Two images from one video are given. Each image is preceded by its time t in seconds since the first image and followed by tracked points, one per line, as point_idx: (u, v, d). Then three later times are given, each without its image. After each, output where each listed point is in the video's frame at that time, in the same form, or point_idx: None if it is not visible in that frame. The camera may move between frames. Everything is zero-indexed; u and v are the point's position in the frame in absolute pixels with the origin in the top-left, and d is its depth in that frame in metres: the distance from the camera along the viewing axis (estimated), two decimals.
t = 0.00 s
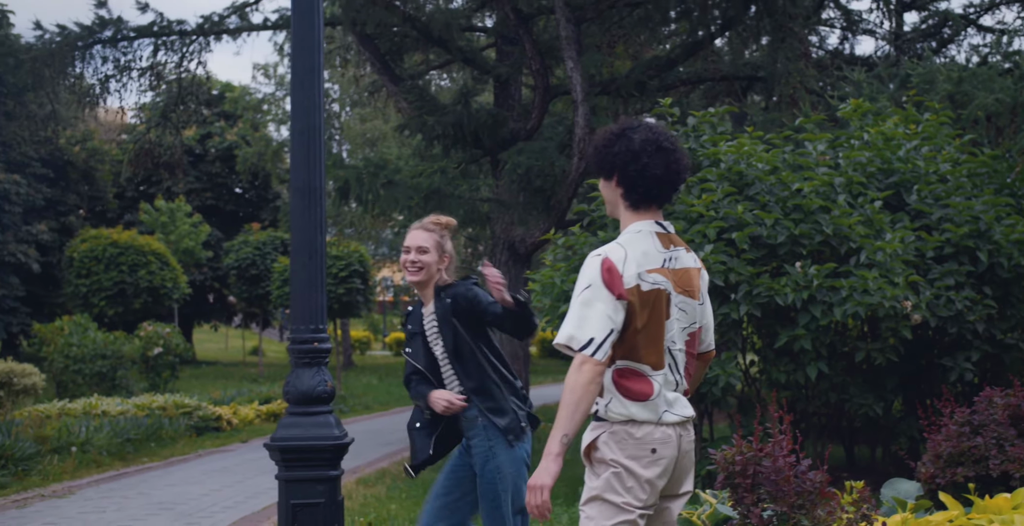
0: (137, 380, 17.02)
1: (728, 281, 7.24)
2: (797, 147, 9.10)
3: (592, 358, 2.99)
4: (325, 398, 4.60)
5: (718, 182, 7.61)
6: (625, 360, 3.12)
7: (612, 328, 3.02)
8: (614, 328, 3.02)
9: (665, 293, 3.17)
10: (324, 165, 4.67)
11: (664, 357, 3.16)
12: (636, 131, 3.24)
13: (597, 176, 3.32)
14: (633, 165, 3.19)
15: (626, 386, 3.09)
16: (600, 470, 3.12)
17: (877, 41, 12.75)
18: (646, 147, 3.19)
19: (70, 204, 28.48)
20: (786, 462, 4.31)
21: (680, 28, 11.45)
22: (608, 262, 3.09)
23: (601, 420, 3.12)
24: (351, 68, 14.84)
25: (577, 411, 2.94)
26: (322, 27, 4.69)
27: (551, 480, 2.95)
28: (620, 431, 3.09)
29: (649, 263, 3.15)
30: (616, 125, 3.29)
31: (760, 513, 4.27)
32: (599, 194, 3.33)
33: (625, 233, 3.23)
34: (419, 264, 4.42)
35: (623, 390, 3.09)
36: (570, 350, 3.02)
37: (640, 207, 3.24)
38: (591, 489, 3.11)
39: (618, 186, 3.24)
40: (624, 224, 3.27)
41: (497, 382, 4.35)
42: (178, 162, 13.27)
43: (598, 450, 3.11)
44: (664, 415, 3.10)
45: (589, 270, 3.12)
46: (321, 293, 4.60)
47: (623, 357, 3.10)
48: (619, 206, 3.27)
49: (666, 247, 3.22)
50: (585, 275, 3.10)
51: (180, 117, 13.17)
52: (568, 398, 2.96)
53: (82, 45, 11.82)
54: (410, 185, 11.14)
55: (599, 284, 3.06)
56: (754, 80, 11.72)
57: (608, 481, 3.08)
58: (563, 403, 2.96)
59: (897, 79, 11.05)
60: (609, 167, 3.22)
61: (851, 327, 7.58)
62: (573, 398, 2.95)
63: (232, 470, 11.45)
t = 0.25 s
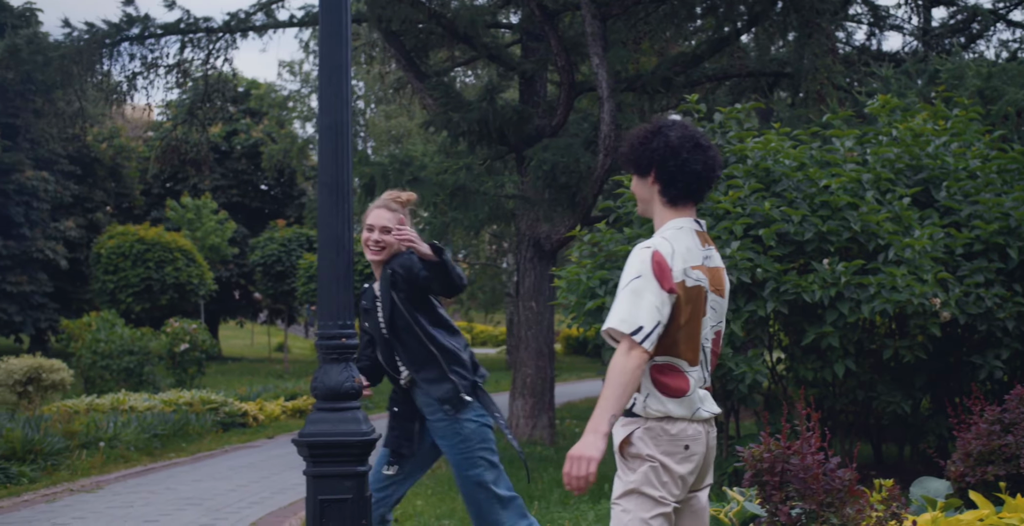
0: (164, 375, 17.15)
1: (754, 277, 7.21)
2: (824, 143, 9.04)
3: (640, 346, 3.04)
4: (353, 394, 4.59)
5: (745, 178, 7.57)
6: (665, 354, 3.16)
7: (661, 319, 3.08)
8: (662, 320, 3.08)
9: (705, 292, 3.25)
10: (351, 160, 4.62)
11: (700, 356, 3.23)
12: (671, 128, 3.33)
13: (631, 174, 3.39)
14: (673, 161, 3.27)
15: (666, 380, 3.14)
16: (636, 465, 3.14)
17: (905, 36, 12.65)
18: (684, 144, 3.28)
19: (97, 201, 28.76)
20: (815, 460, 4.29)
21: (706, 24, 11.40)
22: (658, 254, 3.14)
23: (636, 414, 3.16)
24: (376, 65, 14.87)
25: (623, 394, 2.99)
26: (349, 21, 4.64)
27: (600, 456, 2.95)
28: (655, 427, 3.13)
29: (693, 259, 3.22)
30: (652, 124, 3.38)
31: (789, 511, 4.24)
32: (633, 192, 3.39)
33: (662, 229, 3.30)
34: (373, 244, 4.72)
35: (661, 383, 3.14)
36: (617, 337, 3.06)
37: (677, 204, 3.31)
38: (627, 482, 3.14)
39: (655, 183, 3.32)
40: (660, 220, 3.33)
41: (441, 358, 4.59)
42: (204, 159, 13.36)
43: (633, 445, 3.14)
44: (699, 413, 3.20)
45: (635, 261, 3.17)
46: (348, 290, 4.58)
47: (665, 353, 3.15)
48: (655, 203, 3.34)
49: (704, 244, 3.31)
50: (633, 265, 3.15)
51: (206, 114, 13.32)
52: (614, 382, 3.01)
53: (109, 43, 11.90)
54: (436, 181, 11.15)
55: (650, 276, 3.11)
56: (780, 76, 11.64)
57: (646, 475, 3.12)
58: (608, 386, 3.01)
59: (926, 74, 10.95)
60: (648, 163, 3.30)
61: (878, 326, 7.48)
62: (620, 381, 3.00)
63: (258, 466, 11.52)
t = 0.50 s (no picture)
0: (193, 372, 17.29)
1: (784, 275, 7.18)
2: (854, 139, 8.98)
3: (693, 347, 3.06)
4: (383, 391, 4.33)
5: (773, 175, 7.54)
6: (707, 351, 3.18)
7: (711, 318, 3.11)
8: (713, 318, 3.11)
9: (746, 290, 3.28)
10: (381, 156, 4.46)
11: (739, 353, 3.27)
12: (715, 128, 3.36)
13: (670, 171, 3.39)
14: (718, 159, 3.29)
15: (710, 379, 3.15)
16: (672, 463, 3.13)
17: (935, 33, 12.56)
18: (729, 143, 3.31)
19: (126, 198, 29.07)
20: (846, 458, 4.27)
21: (734, 21, 11.37)
22: (709, 252, 3.16)
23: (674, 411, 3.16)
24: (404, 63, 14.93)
25: (679, 400, 3.02)
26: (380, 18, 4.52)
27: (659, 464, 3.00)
28: (690, 423, 3.14)
29: (737, 258, 3.25)
30: (693, 123, 3.40)
31: (819, 509, 4.23)
32: (672, 190, 3.39)
33: (703, 227, 3.30)
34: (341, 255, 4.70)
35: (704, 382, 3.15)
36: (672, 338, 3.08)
37: (717, 203, 3.31)
38: (666, 480, 3.12)
39: (697, 181, 3.33)
40: (699, 218, 3.33)
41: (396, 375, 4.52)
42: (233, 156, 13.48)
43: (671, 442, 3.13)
44: (733, 409, 3.20)
45: (684, 258, 3.18)
46: (379, 285, 4.36)
47: (713, 352, 3.17)
48: (695, 201, 3.34)
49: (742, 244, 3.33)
50: (684, 263, 3.16)
51: (235, 112, 13.39)
52: (670, 387, 3.04)
53: (140, 41, 11.99)
54: (464, 179, 11.17)
55: (701, 274, 3.14)
56: (809, 74, 11.58)
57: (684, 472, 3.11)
58: (664, 391, 3.04)
59: (957, 71, 10.85)
60: (692, 161, 3.31)
61: (910, 323, 7.47)
62: (676, 386, 3.03)
63: (286, 462, 11.61)
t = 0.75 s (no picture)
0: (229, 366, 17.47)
1: (819, 271, 7.14)
2: (891, 134, 8.88)
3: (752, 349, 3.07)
4: (419, 385, 4.35)
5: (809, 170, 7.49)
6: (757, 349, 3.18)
7: (765, 317, 3.11)
8: (765, 315, 3.11)
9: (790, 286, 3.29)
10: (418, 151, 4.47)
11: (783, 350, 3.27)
12: (761, 124, 3.35)
13: (713, 163, 3.38)
14: (764, 155, 3.28)
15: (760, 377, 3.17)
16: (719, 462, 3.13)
17: (972, 26, 12.39)
18: (775, 140, 3.31)
19: (161, 194, 29.40)
20: (884, 456, 4.25)
21: (769, 15, 11.29)
22: (760, 248, 3.15)
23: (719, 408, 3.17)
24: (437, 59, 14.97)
25: (740, 407, 3.04)
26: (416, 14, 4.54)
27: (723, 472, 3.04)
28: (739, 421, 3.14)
29: (781, 254, 3.24)
30: (740, 117, 3.38)
31: (857, 506, 4.21)
32: (713, 182, 3.38)
33: (744, 221, 3.28)
34: (320, 240, 4.86)
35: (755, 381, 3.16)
36: (731, 339, 3.08)
37: (758, 198, 3.31)
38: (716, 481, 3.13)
39: (740, 175, 3.32)
40: (739, 211, 3.32)
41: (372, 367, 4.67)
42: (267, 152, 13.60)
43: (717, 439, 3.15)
44: (776, 404, 3.21)
45: (732, 253, 3.16)
46: (415, 280, 4.38)
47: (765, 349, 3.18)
48: (735, 195, 3.34)
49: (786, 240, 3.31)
50: (732, 258, 3.14)
51: (269, 107, 13.49)
52: (732, 393, 3.05)
53: (175, 37, 12.10)
54: (497, 174, 11.18)
55: (752, 270, 3.11)
56: (845, 67, 11.49)
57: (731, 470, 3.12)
58: (727, 397, 3.06)
59: (995, 64, 10.70)
60: (737, 154, 3.30)
61: (947, 318, 7.42)
62: (737, 393, 3.04)
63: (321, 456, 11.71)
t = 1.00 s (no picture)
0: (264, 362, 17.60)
1: (856, 268, 7.07)
2: (929, 130, 8.76)
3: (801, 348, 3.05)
4: (454, 382, 4.37)
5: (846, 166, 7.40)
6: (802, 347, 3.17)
7: (813, 315, 3.09)
8: (813, 314, 3.09)
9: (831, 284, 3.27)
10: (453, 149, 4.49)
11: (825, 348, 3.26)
12: (803, 121, 3.33)
13: (752, 158, 3.36)
14: (805, 152, 3.26)
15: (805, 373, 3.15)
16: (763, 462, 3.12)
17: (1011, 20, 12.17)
18: (816, 137, 3.28)
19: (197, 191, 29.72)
20: (923, 454, 4.19)
21: (804, 10, 11.19)
22: (807, 245, 3.13)
23: (762, 406, 3.16)
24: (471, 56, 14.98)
25: (787, 407, 3.03)
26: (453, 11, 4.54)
27: (774, 473, 3.03)
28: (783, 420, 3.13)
29: (823, 251, 3.22)
30: (781, 113, 3.36)
31: (895, 505, 4.16)
32: (750, 178, 3.36)
33: (782, 217, 3.26)
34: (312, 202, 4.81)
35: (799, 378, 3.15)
36: (780, 338, 3.06)
37: (797, 194, 3.29)
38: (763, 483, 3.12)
39: (779, 171, 3.30)
40: (777, 207, 3.30)
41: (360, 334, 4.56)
42: (302, 149, 13.69)
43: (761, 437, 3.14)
44: (818, 400, 3.19)
45: (777, 251, 3.14)
46: (451, 277, 4.37)
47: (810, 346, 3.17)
48: (773, 191, 3.32)
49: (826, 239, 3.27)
50: (778, 255, 3.12)
51: (304, 105, 13.57)
52: (781, 393, 3.04)
53: (211, 35, 12.20)
54: (531, 171, 11.17)
55: (799, 269, 3.10)
56: (881, 62, 11.41)
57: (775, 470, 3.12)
58: (775, 397, 3.04)
59: None
60: (778, 150, 3.28)
61: (986, 316, 7.32)
62: (785, 393, 3.03)
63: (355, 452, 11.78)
